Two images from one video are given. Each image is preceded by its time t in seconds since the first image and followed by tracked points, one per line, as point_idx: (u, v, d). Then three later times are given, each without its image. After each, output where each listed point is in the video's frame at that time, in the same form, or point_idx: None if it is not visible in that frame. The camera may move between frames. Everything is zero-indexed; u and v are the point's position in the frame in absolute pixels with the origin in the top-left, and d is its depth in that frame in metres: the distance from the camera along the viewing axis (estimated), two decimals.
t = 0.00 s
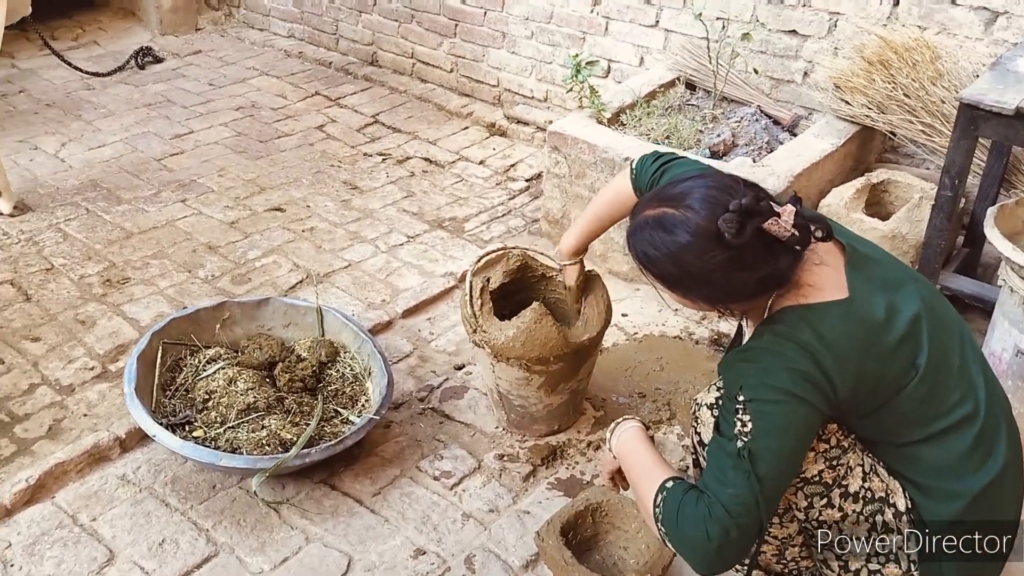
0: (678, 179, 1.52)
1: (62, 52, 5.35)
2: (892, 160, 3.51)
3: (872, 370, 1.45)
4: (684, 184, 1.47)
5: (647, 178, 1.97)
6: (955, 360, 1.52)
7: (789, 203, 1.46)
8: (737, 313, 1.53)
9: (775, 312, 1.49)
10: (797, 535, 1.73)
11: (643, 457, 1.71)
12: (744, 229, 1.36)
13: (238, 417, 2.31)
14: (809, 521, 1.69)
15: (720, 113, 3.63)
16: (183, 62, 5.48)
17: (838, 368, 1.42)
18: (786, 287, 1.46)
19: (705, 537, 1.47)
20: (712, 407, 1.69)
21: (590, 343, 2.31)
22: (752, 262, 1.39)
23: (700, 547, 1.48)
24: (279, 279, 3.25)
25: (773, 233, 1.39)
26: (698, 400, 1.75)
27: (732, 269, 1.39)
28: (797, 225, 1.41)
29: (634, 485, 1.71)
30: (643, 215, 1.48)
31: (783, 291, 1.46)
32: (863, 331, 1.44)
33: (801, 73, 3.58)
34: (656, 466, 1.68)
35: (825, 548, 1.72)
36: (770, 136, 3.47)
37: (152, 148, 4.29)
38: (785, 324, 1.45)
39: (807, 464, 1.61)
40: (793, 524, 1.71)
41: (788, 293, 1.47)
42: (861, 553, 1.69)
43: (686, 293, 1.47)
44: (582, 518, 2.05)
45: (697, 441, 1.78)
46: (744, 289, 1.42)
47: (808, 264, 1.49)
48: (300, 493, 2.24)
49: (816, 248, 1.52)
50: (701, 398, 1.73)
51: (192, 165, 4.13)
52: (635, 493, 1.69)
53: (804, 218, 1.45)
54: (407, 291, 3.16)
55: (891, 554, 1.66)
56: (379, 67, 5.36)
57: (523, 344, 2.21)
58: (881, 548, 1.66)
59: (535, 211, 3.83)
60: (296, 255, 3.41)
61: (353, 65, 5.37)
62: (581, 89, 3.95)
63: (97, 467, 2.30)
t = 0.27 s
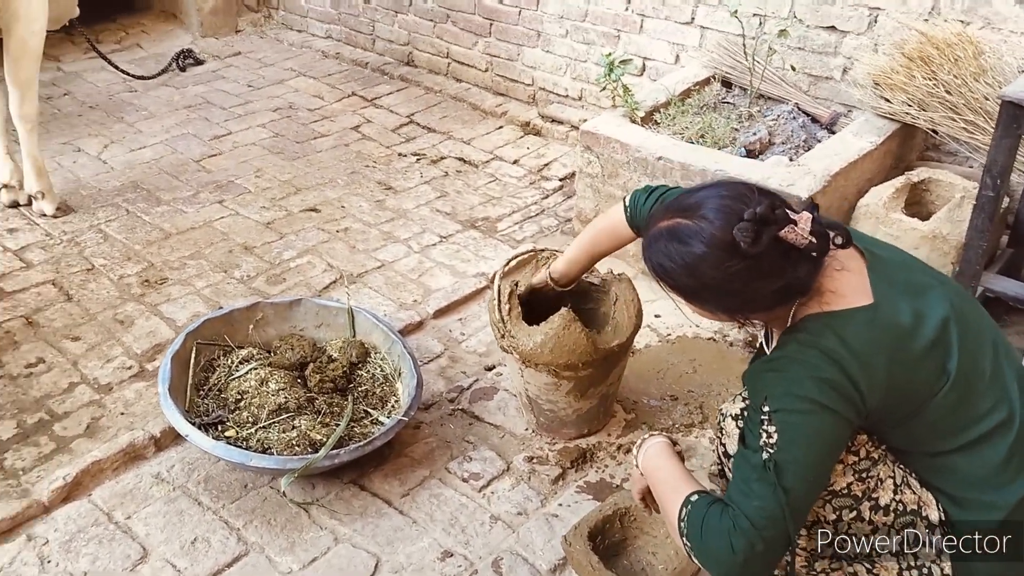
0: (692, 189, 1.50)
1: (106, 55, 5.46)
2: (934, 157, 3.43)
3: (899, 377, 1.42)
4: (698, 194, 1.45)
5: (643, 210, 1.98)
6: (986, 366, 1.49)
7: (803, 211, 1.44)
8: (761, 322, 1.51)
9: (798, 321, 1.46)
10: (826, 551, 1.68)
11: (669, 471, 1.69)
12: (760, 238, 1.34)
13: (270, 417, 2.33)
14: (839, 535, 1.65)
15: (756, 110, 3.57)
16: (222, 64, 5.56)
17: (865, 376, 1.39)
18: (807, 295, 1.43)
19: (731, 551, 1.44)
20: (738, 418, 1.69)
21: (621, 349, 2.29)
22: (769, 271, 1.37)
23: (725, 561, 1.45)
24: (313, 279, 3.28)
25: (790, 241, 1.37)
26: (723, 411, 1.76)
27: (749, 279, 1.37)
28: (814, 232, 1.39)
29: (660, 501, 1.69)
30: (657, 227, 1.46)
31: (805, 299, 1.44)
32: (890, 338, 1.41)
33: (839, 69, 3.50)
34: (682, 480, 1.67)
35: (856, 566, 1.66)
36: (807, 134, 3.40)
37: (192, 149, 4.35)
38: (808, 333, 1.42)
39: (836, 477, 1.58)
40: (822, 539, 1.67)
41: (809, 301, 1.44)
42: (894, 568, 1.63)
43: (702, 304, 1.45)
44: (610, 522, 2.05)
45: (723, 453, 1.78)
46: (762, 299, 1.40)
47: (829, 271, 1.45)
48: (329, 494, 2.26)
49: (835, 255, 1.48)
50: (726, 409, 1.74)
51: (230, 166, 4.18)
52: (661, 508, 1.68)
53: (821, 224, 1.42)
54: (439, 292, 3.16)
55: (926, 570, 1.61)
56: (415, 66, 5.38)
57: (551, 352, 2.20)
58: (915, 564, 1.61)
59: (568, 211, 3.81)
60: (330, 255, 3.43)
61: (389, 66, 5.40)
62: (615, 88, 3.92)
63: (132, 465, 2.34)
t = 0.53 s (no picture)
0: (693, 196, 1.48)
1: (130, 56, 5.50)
2: (961, 158, 3.36)
3: (907, 375, 1.40)
4: (697, 200, 1.44)
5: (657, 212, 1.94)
6: (995, 361, 1.46)
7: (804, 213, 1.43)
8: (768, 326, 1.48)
9: (803, 323, 1.43)
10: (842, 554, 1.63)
11: (679, 478, 1.67)
12: (760, 242, 1.32)
13: (289, 417, 2.33)
14: (853, 537, 1.61)
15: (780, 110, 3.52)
16: (244, 65, 5.58)
17: (871, 375, 1.37)
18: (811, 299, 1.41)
19: (739, 556, 1.42)
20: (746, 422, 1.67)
21: (640, 348, 2.27)
22: (771, 276, 1.35)
23: (733, 565, 1.43)
24: (333, 279, 3.28)
25: (792, 244, 1.35)
26: (732, 415, 1.74)
27: (750, 284, 1.35)
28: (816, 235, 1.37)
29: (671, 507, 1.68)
30: (658, 235, 1.44)
31: (810, 303, 1.41)
32: (896, 335, 1.38)
33: (864, 68, 3.46)
34: (692, 487, 1.65)
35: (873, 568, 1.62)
36: (832, 135, 3.36)
37: (213, 150, 4.37)
38: (813, 334, 1.40)
39: (848, 477, 1.54)
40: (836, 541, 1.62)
41: (814, 304, 1.42)
42: (913, 569, 1.58)
43: (703, 309, 1.43)
44: (629, 525, 2.04)
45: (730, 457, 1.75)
46: (765, 304, 1.38)
47: (832, 274, 1.43)
48: (347, 494, 2.25)
49: (838, 256, 1.46)
50: (735, 414, 1.72)
51: (251, 167, 4.20)
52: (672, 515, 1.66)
53: (823, 227, 1.40)
54: (458, 293, 3.15)
55: (944, 568, 1.58)
56: (436, 67, 5.38)
57: (570, 350, 2.19)
58: (934, 562, 1.58)
59: (588, 212, 3.79)
60: (350, 256, 3.44)
61: (410, 66, 5.40)
62: (636, 88, 3.89)
63: (152, 464, 2.35)
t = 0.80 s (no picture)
0: (701, 187, 1.47)
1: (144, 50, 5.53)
2: (975, 152, 3.30)
3: (913, 368, 1.39)
4: (705, 192, 1.43)
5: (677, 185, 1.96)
6: (1001, 353, 1.45)
7: (813, 205, 1.41)
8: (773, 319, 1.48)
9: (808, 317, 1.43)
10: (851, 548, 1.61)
11: (684, 475, 1.68)
12: (767, 236, 1.31)
13: (300, 410, 2.34)
14: (861, 531, 1.60)
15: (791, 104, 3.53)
16: (257, 59, 5.60)
17: (877, 369, 1.36)
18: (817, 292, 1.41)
19: (748, 552, 1.43)
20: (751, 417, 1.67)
21: (651, 347, 2.26)
22: (778, 269, 1.34)
23: (743, 561, 1.44)
24: (344, 273, 3.29)
25: (799, 238, 1.34)
26: (736, 410, 1.74)
27: (756, 278, 1.34)
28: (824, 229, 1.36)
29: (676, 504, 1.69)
30: (665, 227, 1.44)
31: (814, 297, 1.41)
32: (902, 329, 1.38)
33: (877, 62, 3.43)
34: (697, 484, 1.66)
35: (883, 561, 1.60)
36: (845, 129, 3.33)
37: (226, 144, 4.39)
38: (818, 328, 1.40)
39: (855, 470, 1.53)
40: (846, 534, 1.61)
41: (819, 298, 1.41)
42: (922, 560, 1.58)
43: (710, 301, 1.43)
44: (638, 520, 2.04)
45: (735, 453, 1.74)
46: (772, 297, 1.37)
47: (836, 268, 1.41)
48: (358, 487, 2.27)
49: (845, 250, 1.45)
50: (738, 409, 1.73)
51: (264, 161, 4.22)
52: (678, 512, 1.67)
53: (830, 220, 1.39)
54: (468, 287, 3.16)
55: (954, 560, 1.57)
56: (448, 61, 5.38)
57: (579, 349, 2.19)
58: (943, 554, 1.57)
59: (599, 206, 3.79)
60: (361, 249, 3.45)
61: (422, 60, 5.40)
62: (647, 82, 3.88)
63: (164, 456, 2.37)
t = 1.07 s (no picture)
0: (722, 176, 1.47)
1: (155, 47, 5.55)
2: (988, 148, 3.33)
3: (932, 370, 1.38)
4: (726, 182, 1.42)
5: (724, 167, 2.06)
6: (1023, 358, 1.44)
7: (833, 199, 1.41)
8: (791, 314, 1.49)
9: (826, 313, 1.43)
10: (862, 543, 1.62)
11: (696, 469, 1.67)
12: (786, 228, 1.31)
13: (311, 406, 2.35)
14: (872, 529, 1.60)
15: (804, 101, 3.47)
16: (267, 56, 5.61)
17: (894, 369, 1.36)
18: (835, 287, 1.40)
19: (757, 549, 1.41)
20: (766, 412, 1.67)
21: (662, 343, 2.26)
22: (796, 262, 1.34)
23: (752, 558, 1.42)
24: (355, 270, 3.30)
25: (819, 231, 1.34)
26: (750, 406, 1.74)
27: (774, 270, 1.34)
28: (844, 223, 1.35)
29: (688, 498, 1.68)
30: (685, 215, 1.44)
31: (832, 293, 1.41)
32: (922, 331, 1.37)
33: (890, 57, 3.41)
34: (710, 478, 1.64)
35: (894, 557, 1.61)
36: (857, 125, 3.31)
37: (237, 141, 4.40)
38: (834, 326, 1.39)
39: (868, 469, 1.52)
40: (857, 530, 1.61)
41: (838, 293, 1.41)
42: (931, 559, 1.58)
43: (727, 292, 1.43)
44: (649, 517, 2.01)
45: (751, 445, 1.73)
46: (790, 289, 1.37)
47: (858, 263, 1.42)
48: (368, 483, 2.27)
49: (869, 246, 1.44)
50: (753, 404, 1.72)
51: (274, 157, 4.23)
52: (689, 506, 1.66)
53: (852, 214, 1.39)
54: (479, 283, 3.16)
55: (964, 562, 1.57)
56: (457, 57, 5.37)
57: (590, 345, 2.19)
58: (954, 555, 1.57)
59: (610, 203, 3.78)
60: (371, 246, 3.45)
61: (432, 56, 5.40)
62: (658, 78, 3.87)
63: (177, 452, 2.38)
